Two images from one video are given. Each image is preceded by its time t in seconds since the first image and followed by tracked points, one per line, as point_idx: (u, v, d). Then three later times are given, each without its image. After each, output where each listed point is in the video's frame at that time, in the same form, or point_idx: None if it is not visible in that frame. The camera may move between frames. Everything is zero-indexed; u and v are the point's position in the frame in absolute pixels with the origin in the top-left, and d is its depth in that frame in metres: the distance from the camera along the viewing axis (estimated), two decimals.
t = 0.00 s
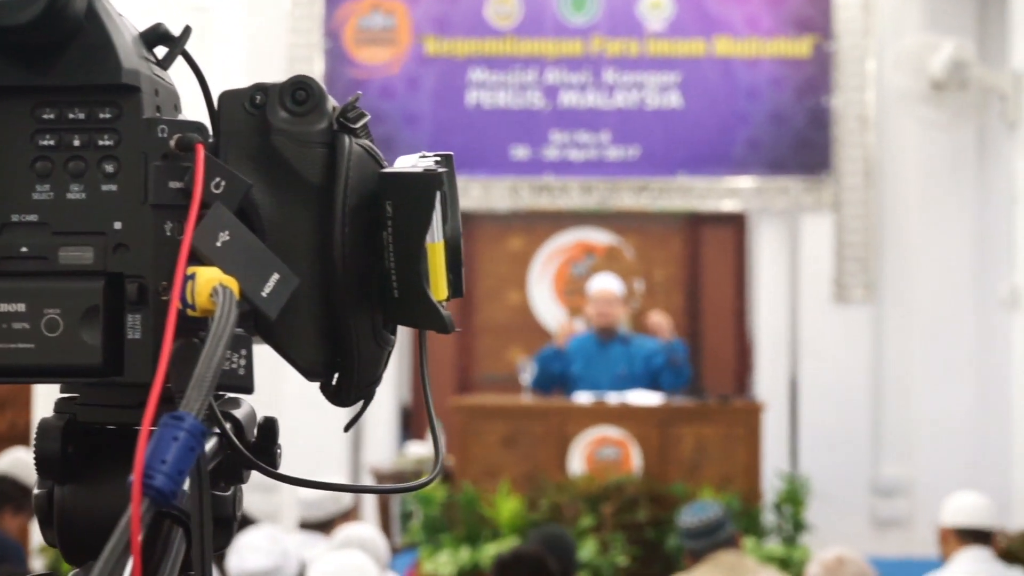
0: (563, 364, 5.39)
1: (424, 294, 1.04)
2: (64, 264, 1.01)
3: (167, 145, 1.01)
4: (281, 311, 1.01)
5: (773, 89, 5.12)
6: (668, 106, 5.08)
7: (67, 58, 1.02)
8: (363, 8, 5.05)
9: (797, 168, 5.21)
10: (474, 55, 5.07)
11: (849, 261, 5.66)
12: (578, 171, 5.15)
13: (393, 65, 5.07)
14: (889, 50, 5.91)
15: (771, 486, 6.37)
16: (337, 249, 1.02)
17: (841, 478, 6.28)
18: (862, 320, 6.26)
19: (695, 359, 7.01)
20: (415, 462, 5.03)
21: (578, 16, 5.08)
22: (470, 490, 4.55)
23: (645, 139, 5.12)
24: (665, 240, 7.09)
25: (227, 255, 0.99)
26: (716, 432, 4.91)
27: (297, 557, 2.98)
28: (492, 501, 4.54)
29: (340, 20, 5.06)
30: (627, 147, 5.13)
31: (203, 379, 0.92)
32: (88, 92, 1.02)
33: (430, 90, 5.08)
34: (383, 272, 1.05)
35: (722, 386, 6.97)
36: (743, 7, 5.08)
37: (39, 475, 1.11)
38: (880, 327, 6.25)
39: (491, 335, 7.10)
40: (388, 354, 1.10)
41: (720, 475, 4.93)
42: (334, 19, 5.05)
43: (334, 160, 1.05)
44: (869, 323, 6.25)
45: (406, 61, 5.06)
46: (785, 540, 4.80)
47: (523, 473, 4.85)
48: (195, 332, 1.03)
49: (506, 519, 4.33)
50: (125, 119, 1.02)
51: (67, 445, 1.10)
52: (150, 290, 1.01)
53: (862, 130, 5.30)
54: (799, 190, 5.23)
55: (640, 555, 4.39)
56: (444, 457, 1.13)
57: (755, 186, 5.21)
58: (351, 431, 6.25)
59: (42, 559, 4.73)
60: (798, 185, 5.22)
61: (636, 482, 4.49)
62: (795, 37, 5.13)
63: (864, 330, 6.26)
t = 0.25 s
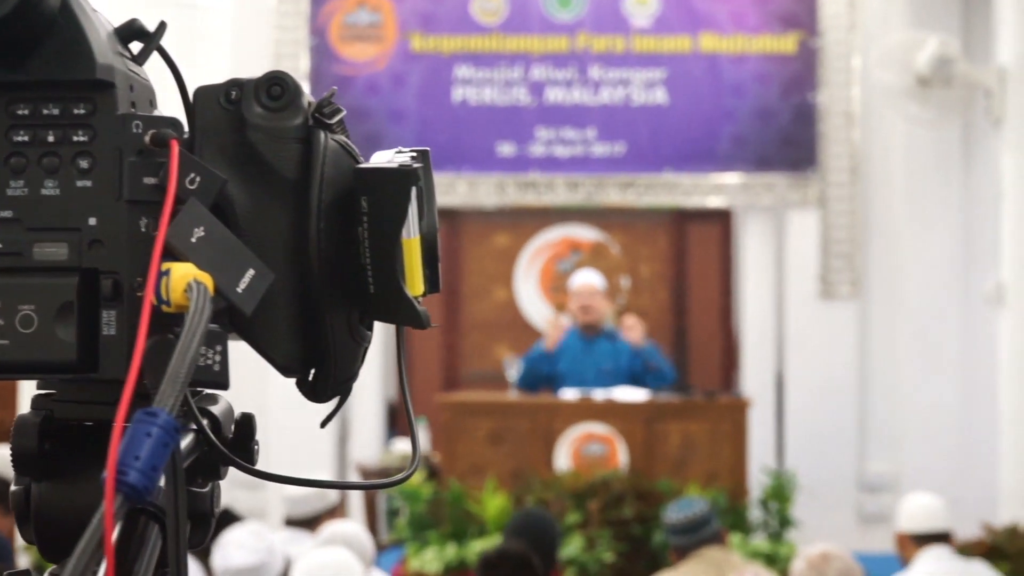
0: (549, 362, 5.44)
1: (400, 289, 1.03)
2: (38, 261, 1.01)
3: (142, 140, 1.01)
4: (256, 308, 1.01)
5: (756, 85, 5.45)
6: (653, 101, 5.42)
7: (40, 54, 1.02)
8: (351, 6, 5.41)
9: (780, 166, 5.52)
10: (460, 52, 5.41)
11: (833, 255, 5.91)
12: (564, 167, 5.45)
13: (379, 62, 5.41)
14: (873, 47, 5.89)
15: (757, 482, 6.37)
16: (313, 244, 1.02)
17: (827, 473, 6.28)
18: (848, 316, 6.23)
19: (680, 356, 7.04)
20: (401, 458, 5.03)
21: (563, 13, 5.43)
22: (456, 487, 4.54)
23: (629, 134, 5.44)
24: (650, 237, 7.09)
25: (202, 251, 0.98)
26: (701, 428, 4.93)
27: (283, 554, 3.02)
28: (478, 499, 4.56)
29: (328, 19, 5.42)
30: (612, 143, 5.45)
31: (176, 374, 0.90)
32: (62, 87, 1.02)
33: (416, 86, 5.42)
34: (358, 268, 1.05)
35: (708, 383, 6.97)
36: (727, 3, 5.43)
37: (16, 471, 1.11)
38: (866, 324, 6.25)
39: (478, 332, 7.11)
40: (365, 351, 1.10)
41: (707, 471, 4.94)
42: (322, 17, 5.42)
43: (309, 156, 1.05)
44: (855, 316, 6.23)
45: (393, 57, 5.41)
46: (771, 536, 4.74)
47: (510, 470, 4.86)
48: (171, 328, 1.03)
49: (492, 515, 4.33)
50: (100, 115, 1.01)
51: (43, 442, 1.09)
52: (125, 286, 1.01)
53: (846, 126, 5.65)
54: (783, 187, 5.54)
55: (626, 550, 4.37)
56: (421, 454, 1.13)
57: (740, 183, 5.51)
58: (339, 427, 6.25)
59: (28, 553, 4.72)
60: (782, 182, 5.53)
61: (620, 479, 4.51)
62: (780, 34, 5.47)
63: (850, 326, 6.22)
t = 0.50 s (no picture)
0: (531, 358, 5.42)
1: (375, 284, 1.04)
2: (15, 256, 1.01)
3: (117, 136, 1.01)
4: (232, 303, 1.01)
5: (741, 83, 5.49)
6: (637, 99, 5.45)
7: (16, 49, 1.02)
8: (336, 3, 5.43)
9: (763, 163, 5.54)
10: (445, 49, 5.44)
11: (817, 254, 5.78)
12: (549, 164, 5.48)
13: (364, 59, 5.44)
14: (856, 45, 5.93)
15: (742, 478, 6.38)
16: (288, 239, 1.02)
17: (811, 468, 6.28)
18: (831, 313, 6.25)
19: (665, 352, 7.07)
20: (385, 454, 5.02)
21: (548, 11, 5.44)
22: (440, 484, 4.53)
23: (614, 131, 5.46)
24: (634, 233, 7.11)
25: (177, 246, 0.98)
26: (685, 425, 4.90)
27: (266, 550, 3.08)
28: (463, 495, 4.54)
29: (314, 16, 5.44)
30: (597, 140, 5.47)
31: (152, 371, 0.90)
32: (38, 83, 1.02)
33: (400, 84, 5.45)
34: (333, 263, 1.05)
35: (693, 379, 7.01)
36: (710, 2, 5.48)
37: None
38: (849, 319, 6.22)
39: (464, 328, 7.11)
40: (342, 346, 1.10)
41: (692, 467, 4.92)
42: (307, 15, 5.44)
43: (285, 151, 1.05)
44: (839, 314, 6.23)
45: (379, 54, 5.43)
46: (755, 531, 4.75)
47: (494, 466, 4.86)
48: (147, 324, 1.03)
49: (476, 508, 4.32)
50: (76, 111, 1.02)
51: (21, 437, 1.10)
52: (101, 282, 1.01)
53: (830, 123, 5.60)
54: (768, 184, 5.54)
55: (610, 547, 4.37)
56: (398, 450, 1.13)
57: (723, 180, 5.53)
58: (324, 424, 6.25)
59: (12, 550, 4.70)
60: (766, 180, 5.54)
61: (606, 475, 4.53)
62: (763, 31, 5.51)
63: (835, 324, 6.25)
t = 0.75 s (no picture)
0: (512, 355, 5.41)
1: (352, 281, 1.04)
2: None
3: (95, 133, 1.01)
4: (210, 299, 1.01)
5: (721, 80, 5.84)
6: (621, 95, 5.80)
7: None
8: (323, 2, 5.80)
9: (747, 160, 5.88)
10: (431, 47, 5.80)
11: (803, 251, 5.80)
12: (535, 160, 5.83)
13: (350, 56, 5.80)
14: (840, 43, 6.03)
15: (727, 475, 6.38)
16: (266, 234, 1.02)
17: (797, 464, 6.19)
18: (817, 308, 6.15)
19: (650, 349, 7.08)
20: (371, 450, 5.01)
21: (534, 9, 5.81)
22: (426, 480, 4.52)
23: (598, 129, 5.81)
24: (620, 231, 7.11)
25: (154, 243, 0.98)
26: (671, 422, 4.91)
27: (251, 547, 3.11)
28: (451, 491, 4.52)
29: (300, 15, 5.82)
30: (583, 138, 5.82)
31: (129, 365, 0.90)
32: (14, 79, 1.02)
33: (386, 78, 5.80)
34: (311, 259, 1.06)
35: (677, 376, 7.02)
36: None
37: None
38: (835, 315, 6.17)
39: (450, 326, 7.11)
40: (320, 343, 1.11)
41: (676, 464, 4.92)
42: (294, 14, 5.82)
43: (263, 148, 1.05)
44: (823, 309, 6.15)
45: (364, 52, 5.80)
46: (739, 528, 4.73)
47: (480, 462, 4.87)
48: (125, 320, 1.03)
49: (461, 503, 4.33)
50: (53, 107, 1.01)
51: None
52: (78, 278, 1.01)
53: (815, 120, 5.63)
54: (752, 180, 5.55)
55: (594, 543, 4.40)
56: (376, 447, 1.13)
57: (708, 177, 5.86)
58: (310, 420, 6.25)
59: None
60: (748, 175, 5.87)
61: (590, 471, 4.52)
62: (743, 29, 5.86)
63: (819, 317, 6.16)
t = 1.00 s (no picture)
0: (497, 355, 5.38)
1: (335, 277, 1.06)
2: None
3: (78, 130, 1.01)
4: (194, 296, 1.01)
5: (712, 78, 5.93)
6: (610, 92, 5.89)
7: None
8: None
9: (737, 156, 5.97)
10: (418, 43, 5.86)
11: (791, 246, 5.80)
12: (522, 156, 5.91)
13: (338, 54, 5.88)
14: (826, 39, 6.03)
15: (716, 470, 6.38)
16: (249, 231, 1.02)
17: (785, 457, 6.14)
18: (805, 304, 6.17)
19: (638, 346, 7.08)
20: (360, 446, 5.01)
21: (521, 6, 5.89)
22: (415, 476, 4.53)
23: (586, 127, 5.90)
24: (607, 227, 7.11)
25: (137, 240, 0.97)
26: (657, 417, 4.89)
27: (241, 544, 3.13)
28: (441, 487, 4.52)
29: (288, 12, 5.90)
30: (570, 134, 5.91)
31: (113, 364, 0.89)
32: None
33: (374, 75, 5.88)
34: (294, 256, 1.06)
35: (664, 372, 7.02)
36: None
37: None
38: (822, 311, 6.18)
39: (439, 323, 7.09)
40: (303, 340, 1.12)
41: (664, 459, 4.91)
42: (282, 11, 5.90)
43: (246, 145, 1.06)
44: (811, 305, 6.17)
45: (352, 49, 5.88)
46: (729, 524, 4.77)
47: (470, 458, 4.87)
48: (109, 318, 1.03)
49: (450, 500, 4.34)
50: (37, 105, 1.02)
51: None
52: (62, 276, 1.01)
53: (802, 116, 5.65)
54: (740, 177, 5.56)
55: (582, 539, 4.42)
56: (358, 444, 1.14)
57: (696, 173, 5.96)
58: (298, 417, 6.23)
59: None
60: (738, 173, 5.96)
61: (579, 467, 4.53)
62: (734, 27, 5.95)
63: (807, 313, 6.17)
